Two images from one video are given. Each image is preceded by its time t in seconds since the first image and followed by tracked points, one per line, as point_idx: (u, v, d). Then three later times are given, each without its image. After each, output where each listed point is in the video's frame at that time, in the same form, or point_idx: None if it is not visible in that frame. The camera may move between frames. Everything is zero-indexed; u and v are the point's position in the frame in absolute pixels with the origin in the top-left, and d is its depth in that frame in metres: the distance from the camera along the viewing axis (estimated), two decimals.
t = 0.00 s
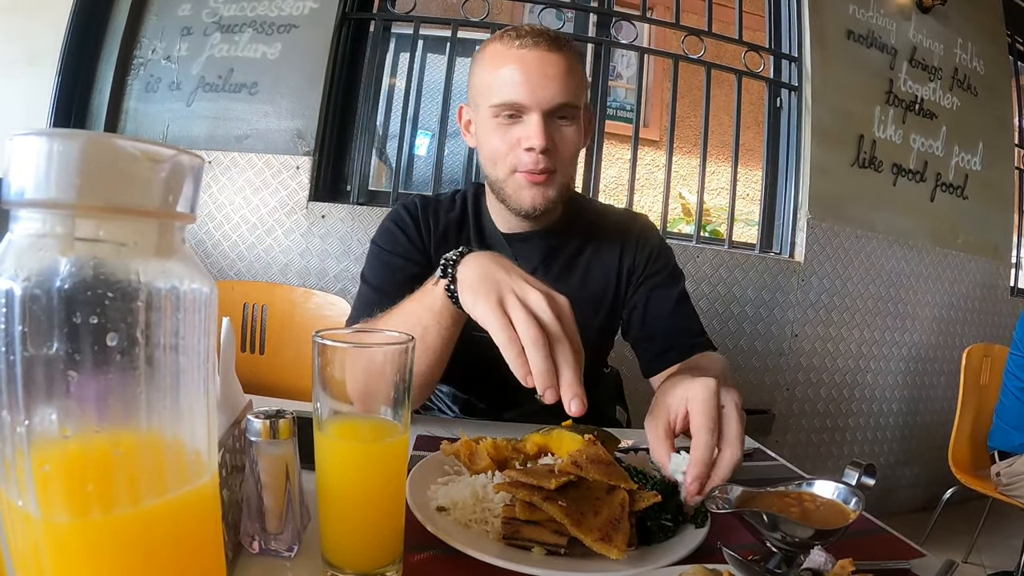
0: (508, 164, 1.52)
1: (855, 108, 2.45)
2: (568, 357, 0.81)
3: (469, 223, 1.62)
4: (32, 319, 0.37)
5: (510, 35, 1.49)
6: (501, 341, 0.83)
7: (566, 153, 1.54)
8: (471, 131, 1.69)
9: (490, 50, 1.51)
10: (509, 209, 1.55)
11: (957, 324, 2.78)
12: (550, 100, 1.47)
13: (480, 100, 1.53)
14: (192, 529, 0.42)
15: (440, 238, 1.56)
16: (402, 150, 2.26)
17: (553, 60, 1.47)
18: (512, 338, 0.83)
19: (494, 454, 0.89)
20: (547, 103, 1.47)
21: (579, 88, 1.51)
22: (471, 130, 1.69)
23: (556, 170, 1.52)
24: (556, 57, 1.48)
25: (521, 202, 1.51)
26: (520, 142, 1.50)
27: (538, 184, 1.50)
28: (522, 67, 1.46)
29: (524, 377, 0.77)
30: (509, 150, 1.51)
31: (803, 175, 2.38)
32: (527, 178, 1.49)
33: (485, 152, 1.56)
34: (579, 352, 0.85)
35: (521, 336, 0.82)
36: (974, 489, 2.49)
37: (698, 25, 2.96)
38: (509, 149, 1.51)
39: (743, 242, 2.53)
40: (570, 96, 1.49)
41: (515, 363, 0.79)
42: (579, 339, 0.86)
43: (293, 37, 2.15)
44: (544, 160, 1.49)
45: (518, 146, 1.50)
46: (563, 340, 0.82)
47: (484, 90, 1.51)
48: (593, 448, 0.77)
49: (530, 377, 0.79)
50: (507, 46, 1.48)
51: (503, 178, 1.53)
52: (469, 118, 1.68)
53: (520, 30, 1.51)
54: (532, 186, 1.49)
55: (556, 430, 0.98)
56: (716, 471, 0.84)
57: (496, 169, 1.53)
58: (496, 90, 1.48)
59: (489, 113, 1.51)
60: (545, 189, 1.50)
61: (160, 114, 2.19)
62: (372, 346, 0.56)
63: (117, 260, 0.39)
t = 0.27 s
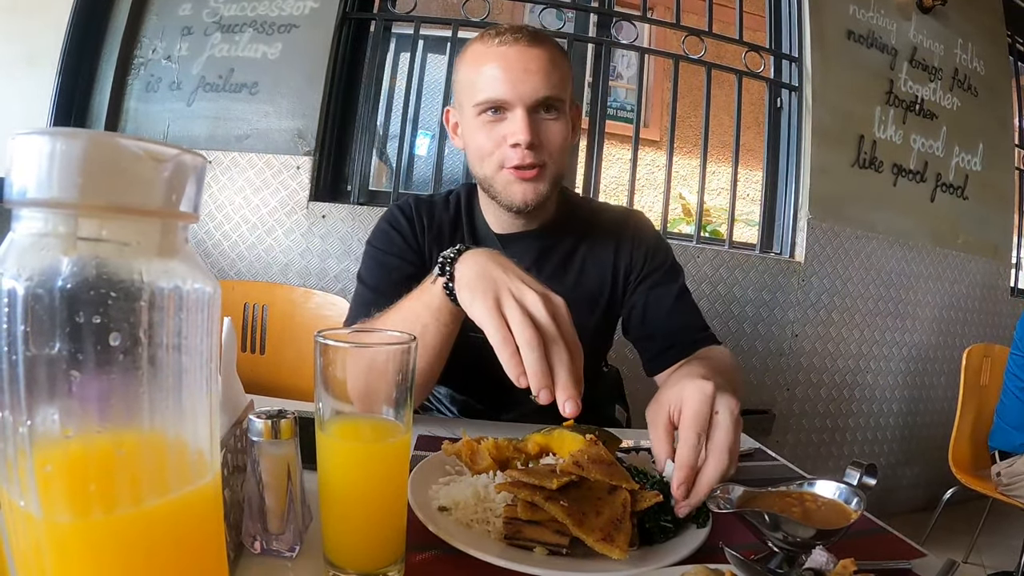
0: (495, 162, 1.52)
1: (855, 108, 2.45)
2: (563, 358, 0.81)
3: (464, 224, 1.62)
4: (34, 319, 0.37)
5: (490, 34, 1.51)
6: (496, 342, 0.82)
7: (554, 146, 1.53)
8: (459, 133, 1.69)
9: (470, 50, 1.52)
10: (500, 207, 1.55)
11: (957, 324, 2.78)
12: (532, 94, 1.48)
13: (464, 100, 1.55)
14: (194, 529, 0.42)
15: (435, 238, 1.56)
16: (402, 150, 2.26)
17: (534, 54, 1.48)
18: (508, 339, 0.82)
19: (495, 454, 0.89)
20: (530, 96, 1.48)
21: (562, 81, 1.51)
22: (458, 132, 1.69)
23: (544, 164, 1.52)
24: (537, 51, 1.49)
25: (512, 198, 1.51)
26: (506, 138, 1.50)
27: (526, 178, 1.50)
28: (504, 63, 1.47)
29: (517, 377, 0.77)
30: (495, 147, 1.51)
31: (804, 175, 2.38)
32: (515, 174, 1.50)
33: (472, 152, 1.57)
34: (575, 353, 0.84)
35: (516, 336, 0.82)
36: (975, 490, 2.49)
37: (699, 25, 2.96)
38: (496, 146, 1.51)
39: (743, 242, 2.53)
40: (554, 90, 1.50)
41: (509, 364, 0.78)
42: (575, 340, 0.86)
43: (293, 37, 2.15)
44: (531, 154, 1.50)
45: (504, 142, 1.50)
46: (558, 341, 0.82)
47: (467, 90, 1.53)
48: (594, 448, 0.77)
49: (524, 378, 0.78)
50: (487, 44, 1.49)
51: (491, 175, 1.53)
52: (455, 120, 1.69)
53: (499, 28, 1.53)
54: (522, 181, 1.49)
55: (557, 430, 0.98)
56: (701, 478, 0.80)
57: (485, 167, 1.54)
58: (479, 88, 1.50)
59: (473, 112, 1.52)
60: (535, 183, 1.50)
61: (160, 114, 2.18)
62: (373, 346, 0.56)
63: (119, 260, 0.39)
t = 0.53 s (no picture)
0: (486, 158, 1.52)
1: (855, 109, 2.45)
2: (557, 359, 0.81)
3: (459, 224, 1.62)
4: (34, 319, 0.37)
5: (481, 31, 1.51)
6: (490, 341, 0.82)
7: (545, 143, 1.53)
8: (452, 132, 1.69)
9: (461, 48, 1.53)
10: (492, 203, 1.55)
11: (957, 324, 2.78)
12: (522, 90, 1.48)
13: (456, 97, 1.55)
14: (194, 528, 0.42)
15: (431, 238, 1.56)
16: (402, 150, 2.26)
17: (525, 51, 1.48)
18: (502, 339, 0.82)
19: (495, 454, 0.89)
20: (521, 93, 1.48)
21: (553, 77, 1.51)
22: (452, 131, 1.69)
23: (535, 160, 1.52)
24: (527, 48, 1.49)
25: (503, 195, 1.51)
26: (497, 134, 1.50)
27: (517, 174, 1.50)
28: (494, 60, 1.47)
29: (510, 376, 0.76)
30: (487, 143, 1.52)
31: (804, 175, 2.38)
32: (507, 170, 1.50)
33: (464, 148, 1.57)
34: (569, 354, 0.84)
35: (510, 336, 0.82)
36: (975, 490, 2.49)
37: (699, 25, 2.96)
38: (487, 142, 1.51)
39: (743, 242, 2.53)
40: (545, 86, 1.50)
41: (502, 363, 0.78)
42: (570, 341, 0.86)
43: (294, 37, 2.15)
44: (522, 150, 1.49)
45: (495, 139, 1.50)
46: (553, 343, 0.82)
47: (458, 87, 1.53)
48: (594, 448, 0.77)
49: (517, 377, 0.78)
50: (478, 42, 1.49)
51: (483, 172, 1.53)
52: (448, 120, 1.68)
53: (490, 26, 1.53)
54: (513, 178, 1.49)
55: (557, 430, 0.98)
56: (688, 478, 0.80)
57: (476, 164, 1.54)
58: (470, 85, 1.50)
59: (464, 108, 1.53)
60: (526, 180, 1.50)
61: (160, 114, 2.18)
62: (373, 346, 0.56)
63: (119, 260, 0.39)
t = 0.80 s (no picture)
0: (484, 155, 1.52)
1: (855, 109, 2.45)
2: (555, 358, 0.81)
3: (457, 223, 1.62)
4: (33, 319, 0.37)
5: (481, 30, 1.51)
6: (488, 340, 0.82)
7: (544, 142, 1.53)
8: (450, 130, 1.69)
9: (462, 47, 1.53)
10: (488, 201, 1.55)
11: (957, 324, 2.77)
12: (522, 88, 1.48)
13: (455, 94, 1.55)
14: (193, 529, 0.42)
15: (428, 237, 1.56)
16: (402, 150, 2.26)
17: (525, 50, 1.48)
18: (500, 338, 0.82)
19: (495, 454, 0.89)
20: (520, 91, 1.48)
21: (552, 77, 1.51)
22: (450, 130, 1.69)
23: (533, 158, 1.52)
24: (528, 47, 1.49)
25: (501, 193, 1.50)
26: (495, 132, 1.50)
27: (514, 172, 1.49)
28: (494, 59, 1.47)
29: (508, 375, 0.76)
30: (485, 141, 1.51)
31: (804, 175, 2.38)
32: (505, 169, 1.50)
33: (461, 146, 1.56)
34: (568, 354, 0.84)
35: (509, 335, 0.82)
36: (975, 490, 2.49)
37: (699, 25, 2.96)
38: (485, 139, 1.51)
39: (743, 242, 2.53)
40: (544, 85, 1.50)
41: (500, 362, 0.78)
42: (570, 340, 0.86)
43: (294, 37, 2.15)
44: (520, 148, 1.49)
45: (493, 136, 1.50)
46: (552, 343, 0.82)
47: (457, 84, 1.53)
48: (594, 448, 0.77)
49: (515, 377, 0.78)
50: (478, 40, 1.50)
51: (481, 170, 1.53)
52: (448, 118, 1.68)
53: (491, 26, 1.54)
54: (511, 176, 1.49)
55: (557, 431, 0.98)
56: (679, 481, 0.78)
57: (473, 161, 1.54)
58: (469, 82, 1.50)
59: (463, 106, 1.52)
60: (523, 178, 1.49)
61: (160, 114, 2.18)
62: (373, 346, 0.56)
63: (119, 260, 0.39)
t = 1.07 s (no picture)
0: (481, 152, 1.51)
1: (856, 109, 2.45)
2: (559, 357, 0.81)
3: (454, 223, 1.62)
4: (34, 318, 0.37)
5: (479, 29, 1.51)
6: (492, 338, 0.82)
7: (540, 139, 1.53)
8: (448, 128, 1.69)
9: (460, 45, 1.53)
10: (486, 199, 1.54)
11: (957, 324, 2.77)
12: (519, 86, 1.48)
13: (452, 92, 1.55)
14: (193, 529, 0.42)
15: (426, 237, 1.56)
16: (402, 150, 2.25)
17: (522, 47, 1.48)
18: (504, 337, 0.82)
19: (495, 454, 0.89)
20: (517, 89, 1.48)
21: (549, 74, 1.52)
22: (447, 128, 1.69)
23: (530, 154, 1.52)
24: (525, 45, 1.49)
25: (497, 188, 1.50)
26: (492, 128, 1.50)
27: (512, 170, 1.49)
28: (491, 56, 1.47)
29: (512, 373, 0.76)
30: (482, 137, 1.51)
31: (804, 175, 2.38)
32: (502, 165, 1.50)
33: (459, 143, 1.56)
34: (572, 353, 0.84)
35: (512, 334, 0.82)
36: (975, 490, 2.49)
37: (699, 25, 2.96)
38: (482, 137, 1.51)
39: (743, 242, 2.53)
40: (541, 83, 1.50)
41: (505, 360, 0.78)
42: (573, 339, 0.86)
43: (294, 37, 2.15)
44: (518, 145, 1.50)
45: (491, 134, 1.50)
46: (556, 342, 0.82)
47: (454, 82, 1.53)
48: (594, 448, 0.77)
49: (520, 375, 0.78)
50: (476, 38, 1.50)
51: (477, 166, 1.53)
52: (444, 116, 1.68)
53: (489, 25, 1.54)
54: (508, 172, 1.49)
55: (557, 431, 0.98)
56: (675, 478, 0.79)
57: (471, 159, 1.53)
58: (466, 80, 1.50)
59: (461, 103, 1.52)
60: (520, 173, 1.49)
61: (160, 114, 2.18)
62: (373, 346, 0.56)
63: (119, 259, 0.39)
